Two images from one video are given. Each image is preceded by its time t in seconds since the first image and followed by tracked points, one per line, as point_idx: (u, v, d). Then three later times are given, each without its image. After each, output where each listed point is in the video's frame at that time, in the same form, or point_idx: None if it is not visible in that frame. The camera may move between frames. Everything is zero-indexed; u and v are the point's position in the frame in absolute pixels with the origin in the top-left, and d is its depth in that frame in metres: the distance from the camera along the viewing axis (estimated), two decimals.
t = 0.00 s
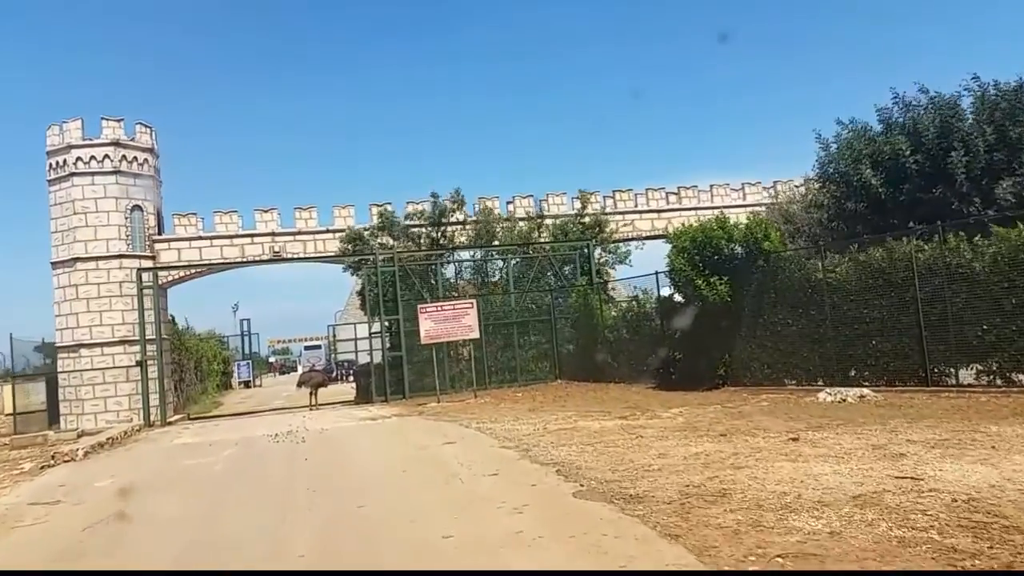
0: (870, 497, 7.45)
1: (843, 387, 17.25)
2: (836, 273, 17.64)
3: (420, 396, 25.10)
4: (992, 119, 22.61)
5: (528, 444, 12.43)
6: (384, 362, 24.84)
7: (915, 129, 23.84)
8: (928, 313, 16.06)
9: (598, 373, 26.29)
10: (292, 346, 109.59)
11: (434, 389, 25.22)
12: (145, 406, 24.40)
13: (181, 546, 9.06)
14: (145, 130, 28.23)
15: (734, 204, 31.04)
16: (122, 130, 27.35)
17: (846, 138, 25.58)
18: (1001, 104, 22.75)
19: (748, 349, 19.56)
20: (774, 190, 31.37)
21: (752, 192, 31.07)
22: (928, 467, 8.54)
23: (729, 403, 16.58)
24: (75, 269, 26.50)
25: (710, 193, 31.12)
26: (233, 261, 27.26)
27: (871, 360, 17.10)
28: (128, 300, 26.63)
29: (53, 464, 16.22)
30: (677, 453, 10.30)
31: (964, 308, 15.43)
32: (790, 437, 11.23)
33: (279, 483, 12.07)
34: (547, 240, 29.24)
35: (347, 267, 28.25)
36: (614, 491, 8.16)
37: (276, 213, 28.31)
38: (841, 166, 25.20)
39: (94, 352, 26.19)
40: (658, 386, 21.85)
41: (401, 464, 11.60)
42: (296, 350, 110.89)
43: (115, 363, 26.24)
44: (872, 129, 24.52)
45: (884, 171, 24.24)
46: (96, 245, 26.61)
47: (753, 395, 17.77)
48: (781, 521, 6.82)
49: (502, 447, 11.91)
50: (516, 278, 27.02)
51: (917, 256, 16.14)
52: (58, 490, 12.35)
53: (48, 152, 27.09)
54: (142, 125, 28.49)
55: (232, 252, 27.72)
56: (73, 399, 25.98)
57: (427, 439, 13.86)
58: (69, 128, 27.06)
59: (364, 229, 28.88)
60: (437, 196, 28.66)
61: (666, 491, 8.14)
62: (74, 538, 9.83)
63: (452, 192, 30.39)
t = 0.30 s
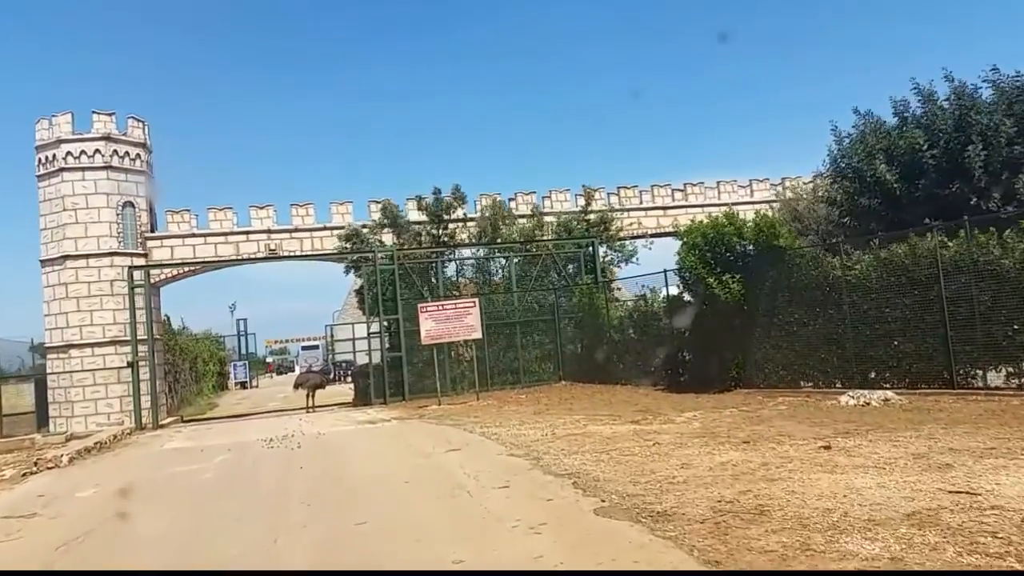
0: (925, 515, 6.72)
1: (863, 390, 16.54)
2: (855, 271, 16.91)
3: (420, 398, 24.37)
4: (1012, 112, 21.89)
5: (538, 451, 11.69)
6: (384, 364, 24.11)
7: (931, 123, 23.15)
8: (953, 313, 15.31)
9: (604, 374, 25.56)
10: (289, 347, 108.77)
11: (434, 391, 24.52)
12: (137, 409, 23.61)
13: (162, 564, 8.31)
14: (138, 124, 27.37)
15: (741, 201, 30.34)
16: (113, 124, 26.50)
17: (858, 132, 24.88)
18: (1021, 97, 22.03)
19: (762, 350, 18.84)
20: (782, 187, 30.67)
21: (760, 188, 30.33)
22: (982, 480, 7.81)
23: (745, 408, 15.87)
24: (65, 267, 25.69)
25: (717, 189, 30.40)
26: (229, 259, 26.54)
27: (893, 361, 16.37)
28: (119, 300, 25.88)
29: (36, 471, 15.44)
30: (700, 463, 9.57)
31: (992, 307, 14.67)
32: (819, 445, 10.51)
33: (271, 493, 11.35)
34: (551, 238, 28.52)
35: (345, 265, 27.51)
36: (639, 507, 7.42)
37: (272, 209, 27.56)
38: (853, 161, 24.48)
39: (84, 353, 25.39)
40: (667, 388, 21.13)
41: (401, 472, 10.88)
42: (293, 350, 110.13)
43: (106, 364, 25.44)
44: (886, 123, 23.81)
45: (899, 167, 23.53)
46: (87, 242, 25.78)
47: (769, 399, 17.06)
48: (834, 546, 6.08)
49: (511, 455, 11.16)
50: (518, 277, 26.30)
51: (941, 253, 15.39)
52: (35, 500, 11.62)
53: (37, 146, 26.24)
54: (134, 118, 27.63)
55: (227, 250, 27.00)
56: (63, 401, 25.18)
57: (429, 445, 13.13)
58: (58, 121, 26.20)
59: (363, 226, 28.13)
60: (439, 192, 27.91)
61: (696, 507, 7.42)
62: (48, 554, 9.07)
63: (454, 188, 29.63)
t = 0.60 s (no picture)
0: (995, 537, 5.99)
1: (884, 393, 15.83)
2: (877, 269, 16.19)
3: (420, 400, 23.64)
4: None
5: (549, 459, 10.93)
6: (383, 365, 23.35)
7: (949, 117, 22.45)
8: (981, 312, 14.57)
9: (609, 376, 24.83)
10: (287, 346, 107.89)
11: (433, 393, 23.81)
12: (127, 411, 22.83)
13: None
14: (129, 117, 26.58)
15: (748, 198, 29.65)
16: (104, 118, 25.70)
17: (872, 127, 24.16)
18: None
19: (776, 351, 18.11)
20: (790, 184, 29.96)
21: (768, 185, 29.60)
22: None
23: (762, 412, 15.15)
24: (54, 264, 24.88)
25: (724, 186, 29.68)
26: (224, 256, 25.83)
27: (917, 363, 15.65)
28: (110, 298, 25.08)
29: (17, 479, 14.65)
30: (728, 474, 8.85)
31: None
32: (853, 454, 9.79)
33: (263, 506, 10.62)
34: (555, 235, 27.77)
35: (343, 263, 26.75)
36: (670, 527, 6.70)
37: (267, 206, 26.81)
38: (867, 156, 23.75)
39: (74, 353, 24.57)
40: (676, 391, 20.40)
41: (402, 484, 10.16)
42: (289, 349, 109.32)
43: (96, 364, 24.64)
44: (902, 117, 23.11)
45: (915, 162, 22.82)
46: (77, 239, 24.98)
47: (786, 402, 16.34)
48: None
49: (521, 464, 10.40)
50: (521, 275, 25.55)
51: (970, 250, 14.65)
52: (10, 512, 10.88)
53: (25, 140, 25.44)
54: (126, 111, 26.84)
55: (221, 248, 26.27)
56: (52, 403, 24.38)
57: (431, 451, 12.41)
58: (47, 114, 25.43)
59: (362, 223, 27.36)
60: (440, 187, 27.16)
61: (733, 527, 6.70)
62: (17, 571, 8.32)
63: (455, 184, 28.87)
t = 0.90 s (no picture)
0: None
1: (907, 396, 15.12)
2: (901, 266, 15.46)
3: (420, 403, 22.93)
4: None
5: (562, 468, 10.24)
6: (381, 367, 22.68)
7: (966, 110, 21.75)
8: (1013, 312, 13.83)
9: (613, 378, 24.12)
10: (284, 346, 107.14)
11: (433, 396, 23.12)
12: (118, 414, 22.07)
13: None
14: (120, 111, 25.81)
15: (755, 195, 28.96)
16: (95, 111, 24.94)
17: (886, 121, 23.47)
18: None
19: (792, 353, 17.40)
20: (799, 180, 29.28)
21: (777, 182, 28.89)
22: None
23: (780, 416, 14.45)
24: (43, 262, 24.08)
25: (731, 183, 28.99)
26: (218, 254, 25.14)
27: (941, 365, 14.92)
28: (101, 297, 24.30)
29: None
30: (761, 487, 8.16)
31: None
32: (891, 463, 9.10)
33: (254, 519, 9.93)
34: (559, 232, 27.06)
35: (341, 261, 26.02)
36: (707, 550, 6.03)
37: (263, 202, 26.09)
38: (881, 152, 23.06)
39: (63, 354, 23.77)
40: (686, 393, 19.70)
41: (403, 495, 9.46)
42: (287, 349, 108.63)
43: (86, 366, 23.87)
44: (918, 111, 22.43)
45: (932, 157, 22.12)
46: (66, 236, 24.17)
47: (804, 406, 15.65)
48: None
49: (532, 474, 9.70)
50: (524, 274, 24.84)
51: (1001, 246, 13.90)
52: None
53: (13, 134, 24.66)
54: (117, 105, 26.06)
55: (216, 245, 25.56)
56: (40, 405, 23.61)
57: (434, 458, 11.70)
58: (36, 108, 24.62)
59: (360, 220, 26.64)
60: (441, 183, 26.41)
61: (778, 550, 6.01)
62: None
63: (455, 180, 28.12)
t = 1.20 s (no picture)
0: None
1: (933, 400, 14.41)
2: (926, 264, 14.75)
3: (421, 407, 22.22)
4: None
5: (578, 480, 9.52)
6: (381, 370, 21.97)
7: (985, 103, 21.06)
8: None
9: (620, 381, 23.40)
10: (283, 348, 106.37)
11: (435, 399, 22.40)
12: (110, 418, 21.36)
13: None
14: (113, 106, 25.07)
15: (764, 193, 28.26)
16: (85, 105, 24.20)
17: (901, 116, 22.78)
18: None
19: (811, 354, 16.73)
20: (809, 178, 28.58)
21: (786, 179, 28.16)
22: None
23: (802, 423, 13.74)
24: (32, 262, 23.43)
25: (739, 180, 28.28)
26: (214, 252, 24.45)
27: (970, 368, 14.19)
28: (92, 298, 23.54)
29: None
30: (800, 503, 7.45)
31: None
32: (938, 475, 8.39)
33: (244, 535, 9.22)
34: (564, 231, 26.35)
35: (340, 260, 25.33)
36: None
37: (259, 200, 25.39)
38: (896, 147, 22.37)
39: (54, 356, 23.03)
40: (699, 398, 19.00)
41: (405, 512, 8.75)
42: (286, 351, 107.83)
43: (77, 368, 23.14)
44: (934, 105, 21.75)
45: (949, 152, 21.46)
46: (57, 235, 23.45)
47: (825, 411, 14.94)
48: None
49: (546, 487, 8.99)
50: (528, 273, 24.13)
51: None
52: None
53: (2, 130, 23.94)
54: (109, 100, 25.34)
55: (211, 244, 24.88)
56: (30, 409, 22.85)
57: (439, 468, 10.98)
58: (26, 102, 23.86)
59: (359, 218, 25.94)
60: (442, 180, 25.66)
61: None
62: None
63: (455, 177, 27.35)
